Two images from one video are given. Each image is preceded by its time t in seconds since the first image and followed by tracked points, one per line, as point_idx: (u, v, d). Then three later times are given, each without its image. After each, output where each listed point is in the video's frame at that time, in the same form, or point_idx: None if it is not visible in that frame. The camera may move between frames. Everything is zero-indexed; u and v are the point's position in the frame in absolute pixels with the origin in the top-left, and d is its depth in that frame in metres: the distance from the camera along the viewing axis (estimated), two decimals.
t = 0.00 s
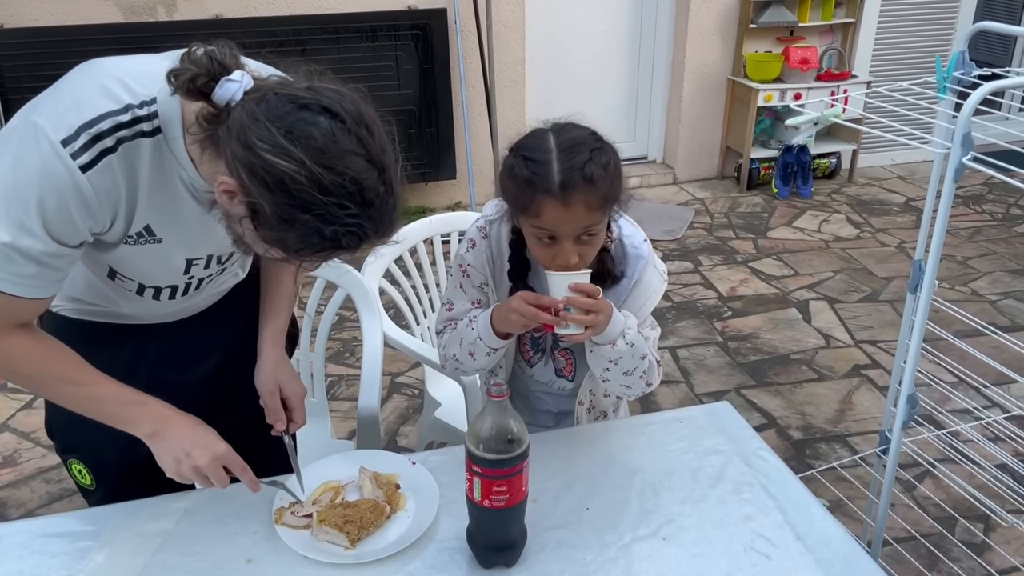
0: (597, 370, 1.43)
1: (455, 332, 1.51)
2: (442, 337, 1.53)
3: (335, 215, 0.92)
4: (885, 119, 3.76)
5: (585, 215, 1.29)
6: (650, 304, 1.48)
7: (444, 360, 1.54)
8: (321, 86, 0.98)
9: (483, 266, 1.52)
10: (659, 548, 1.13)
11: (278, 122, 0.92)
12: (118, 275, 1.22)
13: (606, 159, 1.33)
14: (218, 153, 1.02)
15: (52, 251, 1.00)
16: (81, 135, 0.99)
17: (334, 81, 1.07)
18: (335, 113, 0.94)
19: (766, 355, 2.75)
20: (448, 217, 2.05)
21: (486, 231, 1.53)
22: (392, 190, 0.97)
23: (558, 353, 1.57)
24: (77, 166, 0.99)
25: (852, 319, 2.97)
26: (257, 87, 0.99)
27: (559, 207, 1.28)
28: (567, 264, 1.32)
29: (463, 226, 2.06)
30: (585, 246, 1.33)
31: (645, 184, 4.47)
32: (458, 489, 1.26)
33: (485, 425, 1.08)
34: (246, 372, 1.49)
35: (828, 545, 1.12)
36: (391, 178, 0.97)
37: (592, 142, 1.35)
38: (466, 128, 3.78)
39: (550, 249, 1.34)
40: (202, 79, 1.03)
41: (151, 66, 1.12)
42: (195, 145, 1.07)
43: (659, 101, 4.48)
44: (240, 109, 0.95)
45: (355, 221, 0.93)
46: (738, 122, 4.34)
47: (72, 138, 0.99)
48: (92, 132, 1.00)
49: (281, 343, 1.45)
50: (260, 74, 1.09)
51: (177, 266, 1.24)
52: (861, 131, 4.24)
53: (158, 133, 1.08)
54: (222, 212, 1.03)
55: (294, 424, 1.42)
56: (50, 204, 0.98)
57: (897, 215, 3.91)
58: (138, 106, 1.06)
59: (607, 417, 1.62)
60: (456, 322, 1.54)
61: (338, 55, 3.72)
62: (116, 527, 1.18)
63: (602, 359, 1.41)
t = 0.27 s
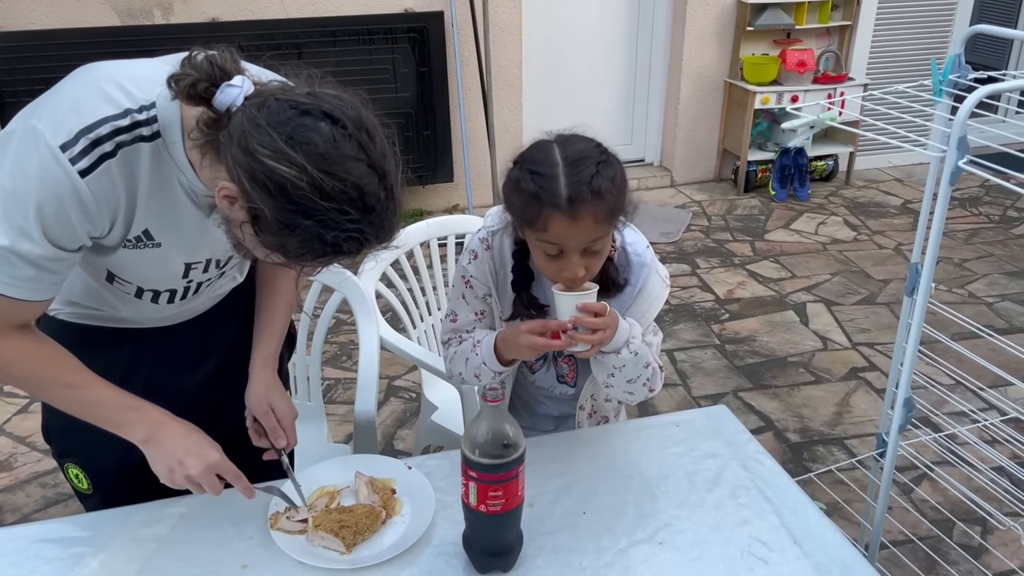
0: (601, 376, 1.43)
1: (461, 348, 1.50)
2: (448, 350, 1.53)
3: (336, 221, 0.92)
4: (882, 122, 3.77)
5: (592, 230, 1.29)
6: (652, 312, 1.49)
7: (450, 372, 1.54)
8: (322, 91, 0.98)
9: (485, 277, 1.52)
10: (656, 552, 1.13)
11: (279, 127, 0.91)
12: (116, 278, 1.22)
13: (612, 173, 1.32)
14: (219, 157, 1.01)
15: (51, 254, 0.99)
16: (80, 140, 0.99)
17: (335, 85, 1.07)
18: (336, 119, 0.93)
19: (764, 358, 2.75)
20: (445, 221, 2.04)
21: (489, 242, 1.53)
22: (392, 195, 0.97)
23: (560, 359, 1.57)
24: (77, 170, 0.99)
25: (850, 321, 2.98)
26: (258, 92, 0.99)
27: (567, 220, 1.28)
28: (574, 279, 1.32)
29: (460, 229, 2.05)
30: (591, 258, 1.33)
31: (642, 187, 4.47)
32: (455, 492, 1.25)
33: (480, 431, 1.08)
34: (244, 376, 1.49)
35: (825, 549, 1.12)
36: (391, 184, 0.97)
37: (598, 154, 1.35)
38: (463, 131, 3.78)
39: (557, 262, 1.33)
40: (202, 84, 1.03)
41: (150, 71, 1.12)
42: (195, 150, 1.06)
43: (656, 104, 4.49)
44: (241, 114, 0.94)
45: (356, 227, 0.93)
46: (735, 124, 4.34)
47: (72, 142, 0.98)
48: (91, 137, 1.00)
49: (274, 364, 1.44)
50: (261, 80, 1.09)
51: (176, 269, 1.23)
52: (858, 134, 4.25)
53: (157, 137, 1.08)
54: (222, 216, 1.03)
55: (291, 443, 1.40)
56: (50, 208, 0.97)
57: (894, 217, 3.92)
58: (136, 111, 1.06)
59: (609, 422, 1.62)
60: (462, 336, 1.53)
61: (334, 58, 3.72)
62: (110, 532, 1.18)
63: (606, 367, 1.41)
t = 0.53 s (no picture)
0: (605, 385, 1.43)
1: (472, 366, 1.50)
2: (455, 365, 1.53)
3: (333, 225, 0.91)
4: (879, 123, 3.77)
5: (599, 248, 1.29)
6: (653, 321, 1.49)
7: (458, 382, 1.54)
8: (321, 95, 0.98)
9: (489, 290, 1.51)
10: (654, 555, 1.12)
11: (277, 131, 0.91)
12: (114, 281, 1.21)
13: (619, 190, 1.33)
14: (216, 161, 1.01)
15: (47, 256, 0.99)
16: (77, 142, 0.99)
17: (333, 89, 1.07)
18: (335, 123, 0.93)
19: (762, 360, 2.75)
20: (442, 223, 2.04)
21: (492, 257, 1.51)
22: (389, 200, 0.97)
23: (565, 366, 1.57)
24: (73, 173, 0.98)
25: (848, 323, 2.98)
26: (256, 95, 0.98)
27: (574, 238, 1.28)
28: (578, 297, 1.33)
29: (457, 231, 2.05)
30: (597, 274, 1.34)
31: (640, 189, 4.47)
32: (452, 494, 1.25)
33: (477, 434, 1.08)
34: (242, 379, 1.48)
35: (823, 552, 1.12)
36: (389, 188, 0.96)
37: (604, 171, 1.35)
38: (460, 133, 3.78)
39: (562, 279, 1.33)
40: (201, 87, 1.02)
41: (147, 73, 1.12)
42: (192, 152, 1.06)
43: (654, 106, 4.49)
44: (239, 117, 0.94)
45: (353, 231, 0.93)
46: (733, 126, 4.34)
47: (68, 144, 0.98)
48: (87, 139, 1.00)
49: (258, 383, 1.41)
50: (258, 82, 1.08)
51: (174, 273, 1.23)
52: (856, 136, 4.25)
53: (154, 139, 1.07)
54: (219, 220, 1.02)
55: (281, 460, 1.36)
56: (47, 210, 0.97)
57: (892, 219, 3.92)
58: (133, 112, 1.06)
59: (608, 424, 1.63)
60: (469, 352, 1.52)
61: (332, 60, 3.72)
62: (106, 537, 1.17)
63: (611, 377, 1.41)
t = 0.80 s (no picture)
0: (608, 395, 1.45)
1: (477, 374, 1.50)
2: (461, 374, 1.53)
3: (327, 221, 0.91)
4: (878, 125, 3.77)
5: (612, 256, 1.30)
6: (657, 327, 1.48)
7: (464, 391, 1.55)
8: (311, 90, 0.97)
9: (494, 297, 1.50)
10: (654, 559, 1.12)
11: (268, 127, 0.91)
12: (112, 282, 1.21)
13: (629, 197, 1.33)
14: (208, 159, 1.00)
15: (43, 259, 0.98)
16: (69, 143, 0.98)
17: (326, 84, 1.06)
18: (326, 118, 0.93)
19: (761, 362, 2.74)
20: (441, 225, 2.04)
21: (498, 265, 1.50)
22: (383, 195, 0.96)
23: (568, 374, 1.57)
24: (66, 174, 0.98)
25: (847, 324, 2.97)
26: (247, 92, 0.98)
27: (587, 247, 1.28)
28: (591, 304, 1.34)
29: (455, 234, 2.05)
30: (608, 281, 1.34)
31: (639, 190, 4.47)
32: (451, 496, 1.25)
33: (475, 437, 1.07)
34: (242, 381, 1.48)
35: (824, 555, 1.11)
36: (382, 183, 0.96)
37: (613, 178, 1.35)
38: (459, 135, 3.78)
39: (573, 286, 1.34)
40: (191, 85, 1.02)
41: (138, 73, 1.11)
42: (184, 151, 1.06)
43: (652, 107, 4.49)
44: (230, 116, 0.94)
45: (347, 227, 0.92)
46: (731, 128, 4.34)
47: (61, 146, 0.98)
48: (80, 140, 0.99)
49: (274, 369, 1.43)
50: (250, 80, 1.08)
51: (172, 274, 1.23)
52: (854, 137, 4.25)
53: (147, 139, 1.07)
54: (213, 218, 1.02)
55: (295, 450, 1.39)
56: (42, 213, 0.96)
57: (890, 221, 3.92)
58: (125, 113, 1.05)
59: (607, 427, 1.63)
60: (473, 359, 1.53)
61: (330, 62, 3.72)
62: (103, 540, 1.17)
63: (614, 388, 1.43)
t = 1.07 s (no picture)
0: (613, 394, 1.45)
1: (483, 375, 1.50)
2: (466, 374, 1.53)
3: (326, 226, 0.91)
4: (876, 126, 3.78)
5: (620, 239, 1.30)
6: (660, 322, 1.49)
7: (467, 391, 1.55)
8: (311, 96, 0.97)
9: (496, 297, 1.49)
10: (653, 561, 1.12)
11: (268, 133, 0.90)
12: (110, 286, 1.21)
13: (633, 180, 1.34)
14: (207, 164, 1.00)
15: (40, 265, 0.98)
16: (68, 149, 0.98)
17: (326, 90, 1.06)
18: (325, 124, 0.93)
19: (759, 363, 2.74)
20: (439, 227, 2.04)
21: (501, 263, 1.49)
22: (382, 201, 0.96)
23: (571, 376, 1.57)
24: (65, 180, 0.98)
25: (845, 326, 2.98)
26: (246, 98, 0.98)
27: (595, 230, 1.28)
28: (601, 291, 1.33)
29: (454, 235, 2.05)
30: (616, 267, 1.34)
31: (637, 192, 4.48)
32: (450, 499, 1.25)
33: (476, 438, 1.07)
34: (240, 384, 1.48)
35: (823, 557, 1.11)
36: (382, 188, 0.96)
37: (615, 162, 1.36)
38: (457, 137, 3.78)
39: (582, 273, 1.33)
40: (191, 90, 1.02)
41: (137, 77, 1.11)
42: (184, 156, 1.06)
43: (651, 109, 4.49)
44: (230, 121, 0.94)
45: (346, 233, 0.92)
46: (729, 129, 4.35)
47: (60, 151, 0.97)
48: (79, 145, 0.99)
49: (280, 362, 1.43)
50: (250, 85, 1.08)
51: (171, 278, 1.23)
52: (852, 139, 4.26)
53: (146, 144, 1.07)
54: (213, 223, 1.02)
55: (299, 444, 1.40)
56: (41, 218, 0.96)
57: (889, 222, 3.93)
58: (124, 117, 1.05)
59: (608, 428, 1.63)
60: (477, 359, 1.53)
61: (328, 63, 3.72)
62: (101, 543, 1.16)
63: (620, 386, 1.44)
